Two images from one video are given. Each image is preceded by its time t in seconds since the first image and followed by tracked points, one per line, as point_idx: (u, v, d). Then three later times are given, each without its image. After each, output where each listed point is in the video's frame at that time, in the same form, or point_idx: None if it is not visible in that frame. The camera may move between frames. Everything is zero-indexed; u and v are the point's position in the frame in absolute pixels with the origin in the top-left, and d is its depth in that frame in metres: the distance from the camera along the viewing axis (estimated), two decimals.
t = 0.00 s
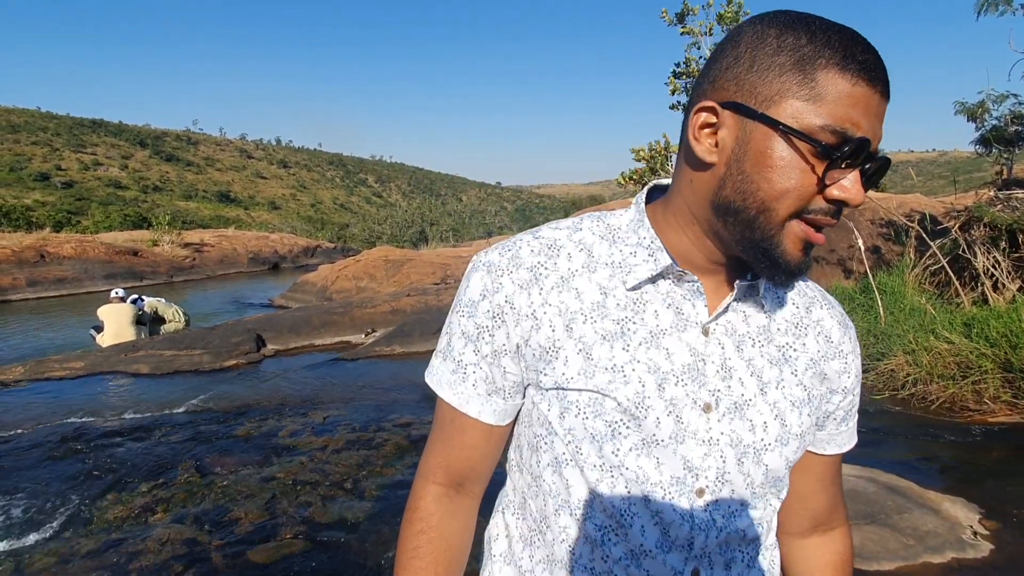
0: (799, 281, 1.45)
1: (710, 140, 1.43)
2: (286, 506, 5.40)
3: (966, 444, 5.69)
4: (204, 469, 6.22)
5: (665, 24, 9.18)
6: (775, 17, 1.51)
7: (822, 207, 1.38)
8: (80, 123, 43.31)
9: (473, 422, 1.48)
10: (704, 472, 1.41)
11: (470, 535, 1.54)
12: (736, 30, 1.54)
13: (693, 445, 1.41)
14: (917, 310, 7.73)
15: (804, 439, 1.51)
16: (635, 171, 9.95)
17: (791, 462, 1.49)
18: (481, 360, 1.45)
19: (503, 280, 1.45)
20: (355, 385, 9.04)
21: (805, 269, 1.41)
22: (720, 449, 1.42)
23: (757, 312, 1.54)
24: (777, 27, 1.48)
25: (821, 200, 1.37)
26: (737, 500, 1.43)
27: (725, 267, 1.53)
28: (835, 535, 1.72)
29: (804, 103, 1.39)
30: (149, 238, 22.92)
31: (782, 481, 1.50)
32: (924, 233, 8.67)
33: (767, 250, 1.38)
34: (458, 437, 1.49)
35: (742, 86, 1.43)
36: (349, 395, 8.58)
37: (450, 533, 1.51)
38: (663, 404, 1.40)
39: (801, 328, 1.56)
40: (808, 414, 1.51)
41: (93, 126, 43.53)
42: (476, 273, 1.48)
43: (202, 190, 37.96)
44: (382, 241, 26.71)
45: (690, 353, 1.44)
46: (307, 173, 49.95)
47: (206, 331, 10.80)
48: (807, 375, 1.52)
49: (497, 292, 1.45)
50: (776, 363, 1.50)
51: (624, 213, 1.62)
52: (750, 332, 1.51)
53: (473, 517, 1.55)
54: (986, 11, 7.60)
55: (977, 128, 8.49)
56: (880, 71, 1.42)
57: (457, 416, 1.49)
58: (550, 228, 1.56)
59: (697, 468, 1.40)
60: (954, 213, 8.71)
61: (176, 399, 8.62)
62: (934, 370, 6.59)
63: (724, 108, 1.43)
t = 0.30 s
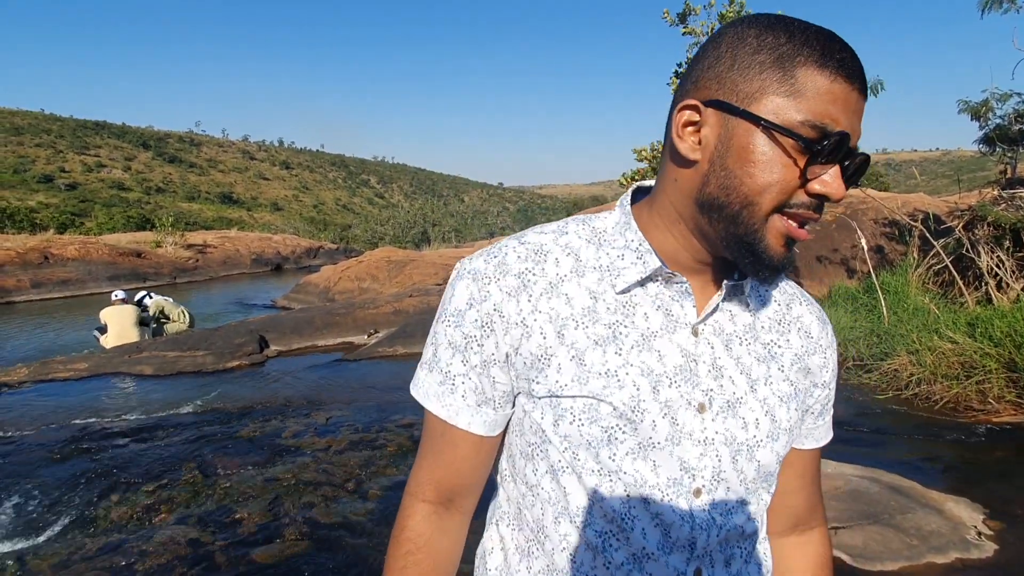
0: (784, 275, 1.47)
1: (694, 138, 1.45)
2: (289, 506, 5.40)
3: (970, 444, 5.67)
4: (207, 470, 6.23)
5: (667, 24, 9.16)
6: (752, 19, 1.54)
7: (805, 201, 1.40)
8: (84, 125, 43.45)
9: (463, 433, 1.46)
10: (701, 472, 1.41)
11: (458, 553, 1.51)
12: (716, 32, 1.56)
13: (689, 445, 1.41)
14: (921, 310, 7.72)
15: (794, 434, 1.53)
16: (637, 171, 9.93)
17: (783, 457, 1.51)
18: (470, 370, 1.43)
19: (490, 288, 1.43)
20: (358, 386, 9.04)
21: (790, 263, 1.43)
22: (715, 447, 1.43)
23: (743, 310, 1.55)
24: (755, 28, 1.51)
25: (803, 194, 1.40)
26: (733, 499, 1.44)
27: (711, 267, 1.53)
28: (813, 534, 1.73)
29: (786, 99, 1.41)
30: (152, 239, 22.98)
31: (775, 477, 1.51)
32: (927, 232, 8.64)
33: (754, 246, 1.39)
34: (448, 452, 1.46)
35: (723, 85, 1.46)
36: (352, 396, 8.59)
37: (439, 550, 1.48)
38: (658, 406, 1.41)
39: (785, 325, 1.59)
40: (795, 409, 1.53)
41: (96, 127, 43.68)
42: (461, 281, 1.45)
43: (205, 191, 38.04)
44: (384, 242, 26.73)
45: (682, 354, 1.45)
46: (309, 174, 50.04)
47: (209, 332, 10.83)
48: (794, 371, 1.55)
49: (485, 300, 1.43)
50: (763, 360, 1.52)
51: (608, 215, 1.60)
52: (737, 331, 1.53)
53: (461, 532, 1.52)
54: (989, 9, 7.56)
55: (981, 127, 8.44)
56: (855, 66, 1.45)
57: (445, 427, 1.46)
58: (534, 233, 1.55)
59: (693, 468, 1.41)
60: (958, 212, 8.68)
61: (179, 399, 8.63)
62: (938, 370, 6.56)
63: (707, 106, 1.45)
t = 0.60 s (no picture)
0: (715, 243, 1.49)
1: (600, 135, 1.55)
2: (292, 506, 5.41)
3: (973, 444, 5.66)
4: (211, 470, 6.24)
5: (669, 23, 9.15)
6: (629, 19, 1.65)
7: (708, 161, 1.46)
8: (87, 126, 43.57)
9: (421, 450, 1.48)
10: (668, 464, 1.40)
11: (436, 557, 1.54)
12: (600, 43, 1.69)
13: (651, 438, 1.41)
14: (924, 310, 7.70)
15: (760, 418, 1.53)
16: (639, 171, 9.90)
17: (750, 442, 1.50)
18: (423, 388, 1.46)
19: (438, 305, 1.46)
20: (360, 386, 9.05)
21: (713, 227, 1.46)
22: (679, 437, 1.42)
23: (694, 297, 1.57)
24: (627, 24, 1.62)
25: (706, 154, 1.45)
26: (706, 491, 1.42)
27: (653, 257, 1.57)
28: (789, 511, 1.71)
29: (665, 73, 1.49)
30: (156, 240, 23.04)
31: (746, 466, 1.51)
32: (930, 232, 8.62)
33: (672, 216, 1.44)
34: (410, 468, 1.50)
35: (612, 79, 1.55)
36: (355, 396, 8.60)
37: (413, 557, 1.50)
38: (616, 402, 1.41)
39: (740, 309, 1.60)
40: (757, 391, 1.54)
41: (99, 128, 43.82)
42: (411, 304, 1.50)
43: (208, 192, 38.13)
44: (387, 243, 26.76)
45: (637, 348, 1.45)
46: (311, 175, 50.14)
47: (212, 333, 10.84)
48: (752, 353, 1.56)
49: (433, 317, 1.45)
50: (721, 345, 1.53)
51: (552, 225, 1.65)
52: (692, 319, 1.54)
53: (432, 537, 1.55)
54: (991, 9, 7.55)
55: (985, 126, 8.42)
56: (725, 27, 1.52)
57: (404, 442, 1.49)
58: (482, 248, 1.58)
59: (657, 461, 1.40)
60: (962, 212, 8.66)
61: (182, 400, 8.65)
62: (941, 370, 6.54)
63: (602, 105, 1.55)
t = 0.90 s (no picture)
0: (623, 231, 1.55)
1: (506, 142, 1.68)
2: (294, 507, 5.42)
3: (976, 446, 5.65)
4: (213, 471, 6.25)
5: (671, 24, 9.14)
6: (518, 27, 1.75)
7: (603, 156, 1.53)
8: (90, 128, 43.66)
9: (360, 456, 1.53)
10: (599, 452, 1.42)
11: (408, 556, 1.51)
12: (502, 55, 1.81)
13: (582, 427, 1.43)
14: (928, 311, 7.69)
15: (698, 401, 1.52)
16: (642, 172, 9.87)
17: (688, 427, 1.49)
18: (373, 397, 1.50)
19: (379, 314, 1.52)
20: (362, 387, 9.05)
21: (616, 216, 1.52)
22: (609, 425, 1.43)
23: (624, 286, 1.57)
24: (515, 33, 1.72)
25: (599, 147, 1.53)
26: (642, 477, 1.42)
27: (575, 249, 1.63)
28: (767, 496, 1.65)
29: (551, 74, 1.58)
30: (158, 241, 23.07)
31: (688, 450, 1.50)
32: (933, 233, 8.60)
33: (579, 210, 1.52)
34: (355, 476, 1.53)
35: (509, 88, 1.66)
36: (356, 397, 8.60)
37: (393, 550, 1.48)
38: (546, 394, 1.44)
39: (672, 294, 1.60)
40: (692, 374, 1.52)
41: (102, 130, 43.93)
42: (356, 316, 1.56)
43: (210, 193, 38.20)
44: (389, 243, 26.77)
45: (565, 341, 1.48)
46: (313, 176, 50.21)
47: (215, 333, 10.85)
48: (685, 336, 1.54)
49: (375, 326, 1.51)
50: (652, 331, 1.53)
51: (486, 231, 1.73)
52: (622, 308, 1.54)
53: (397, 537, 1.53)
54: (994, 10, 7.52)
55: (988, 127, 8.40)
56: (601, 25, 1.59)
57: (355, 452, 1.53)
58: (425, 257, 1.65)
59: (588, 449, 1.42)
60: (964, 213, 8.64)
61: (185, 401, 8.67)
62: (945, 371, 6.53)
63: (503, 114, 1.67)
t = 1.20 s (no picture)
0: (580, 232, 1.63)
1: (459, 142, 1.66)
2: (295, 508, 5.42)
3: (977, 446, 5.64)
4: (213, 471, 6.25)
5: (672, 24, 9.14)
6: (472, 25, 1.73)
7: (567, 163, 1.57)
8: (91, 129, 43.72)
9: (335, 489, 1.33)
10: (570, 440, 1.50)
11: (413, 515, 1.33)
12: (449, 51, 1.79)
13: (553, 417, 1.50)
14: (929, 311, 7.68)
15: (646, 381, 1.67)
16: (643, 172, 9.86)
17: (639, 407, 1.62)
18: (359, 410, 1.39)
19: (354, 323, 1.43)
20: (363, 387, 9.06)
21: (578, 221, 1.59)
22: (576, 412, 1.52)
23: (574, 281, 1.70)
24: (471, 31, 1.70)
25: (563, 158, 1.56)
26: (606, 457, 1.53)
27: (528, 250, 1.69)
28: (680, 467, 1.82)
29: (514, 80, 1.59)
30: (159, 242, 23.09)
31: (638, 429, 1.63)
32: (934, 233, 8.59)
33: (543, 216, 1.55)
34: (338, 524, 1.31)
35: (466, 90, 1.65)
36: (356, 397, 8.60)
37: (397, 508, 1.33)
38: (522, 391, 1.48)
39: (611, 285, 1.76)
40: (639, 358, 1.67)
41: (103, 130, 44.00)
42: (328, 326, 1.44)
43: (212, 193, 38.23)
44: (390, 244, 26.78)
45: (529, 338, 1.56)
46: (314, 176, 50.22)
47: (215, 334, 10.86)
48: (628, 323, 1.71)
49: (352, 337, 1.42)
50: (601, 321, 1.66)
51: (429, 231, 1.74)
52: (574, 301, 1.66)
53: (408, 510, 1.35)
54: (996, 10, 7.50)
55: (989, 127, 8.38)
56: (562, 36, 1.62)
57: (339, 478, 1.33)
58: (378, 262, 1.59)
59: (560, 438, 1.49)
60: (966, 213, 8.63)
61: (186, 401, 8.67)
62: (946, 371, 6.52)
63: (458, 114, 1.65)
